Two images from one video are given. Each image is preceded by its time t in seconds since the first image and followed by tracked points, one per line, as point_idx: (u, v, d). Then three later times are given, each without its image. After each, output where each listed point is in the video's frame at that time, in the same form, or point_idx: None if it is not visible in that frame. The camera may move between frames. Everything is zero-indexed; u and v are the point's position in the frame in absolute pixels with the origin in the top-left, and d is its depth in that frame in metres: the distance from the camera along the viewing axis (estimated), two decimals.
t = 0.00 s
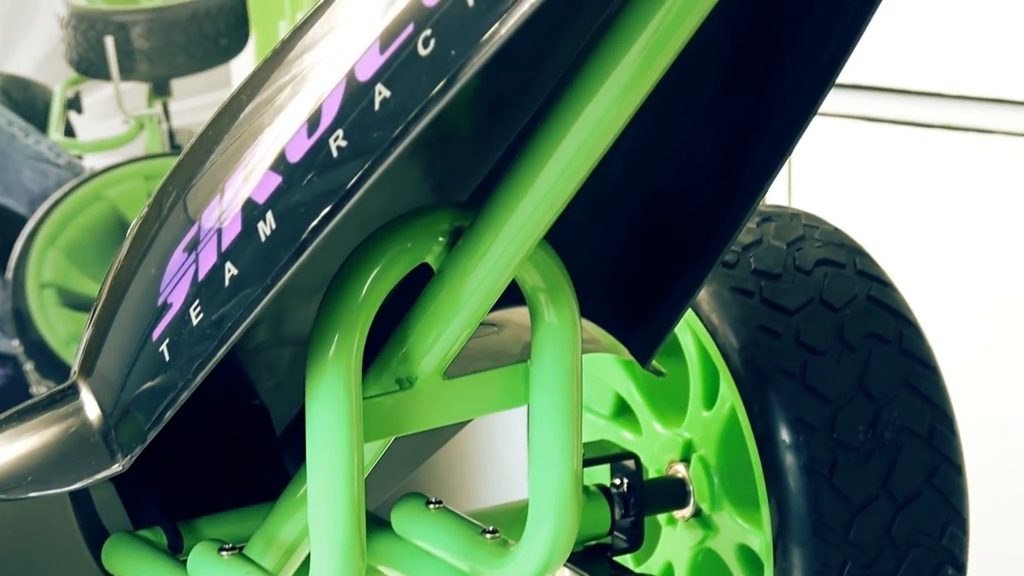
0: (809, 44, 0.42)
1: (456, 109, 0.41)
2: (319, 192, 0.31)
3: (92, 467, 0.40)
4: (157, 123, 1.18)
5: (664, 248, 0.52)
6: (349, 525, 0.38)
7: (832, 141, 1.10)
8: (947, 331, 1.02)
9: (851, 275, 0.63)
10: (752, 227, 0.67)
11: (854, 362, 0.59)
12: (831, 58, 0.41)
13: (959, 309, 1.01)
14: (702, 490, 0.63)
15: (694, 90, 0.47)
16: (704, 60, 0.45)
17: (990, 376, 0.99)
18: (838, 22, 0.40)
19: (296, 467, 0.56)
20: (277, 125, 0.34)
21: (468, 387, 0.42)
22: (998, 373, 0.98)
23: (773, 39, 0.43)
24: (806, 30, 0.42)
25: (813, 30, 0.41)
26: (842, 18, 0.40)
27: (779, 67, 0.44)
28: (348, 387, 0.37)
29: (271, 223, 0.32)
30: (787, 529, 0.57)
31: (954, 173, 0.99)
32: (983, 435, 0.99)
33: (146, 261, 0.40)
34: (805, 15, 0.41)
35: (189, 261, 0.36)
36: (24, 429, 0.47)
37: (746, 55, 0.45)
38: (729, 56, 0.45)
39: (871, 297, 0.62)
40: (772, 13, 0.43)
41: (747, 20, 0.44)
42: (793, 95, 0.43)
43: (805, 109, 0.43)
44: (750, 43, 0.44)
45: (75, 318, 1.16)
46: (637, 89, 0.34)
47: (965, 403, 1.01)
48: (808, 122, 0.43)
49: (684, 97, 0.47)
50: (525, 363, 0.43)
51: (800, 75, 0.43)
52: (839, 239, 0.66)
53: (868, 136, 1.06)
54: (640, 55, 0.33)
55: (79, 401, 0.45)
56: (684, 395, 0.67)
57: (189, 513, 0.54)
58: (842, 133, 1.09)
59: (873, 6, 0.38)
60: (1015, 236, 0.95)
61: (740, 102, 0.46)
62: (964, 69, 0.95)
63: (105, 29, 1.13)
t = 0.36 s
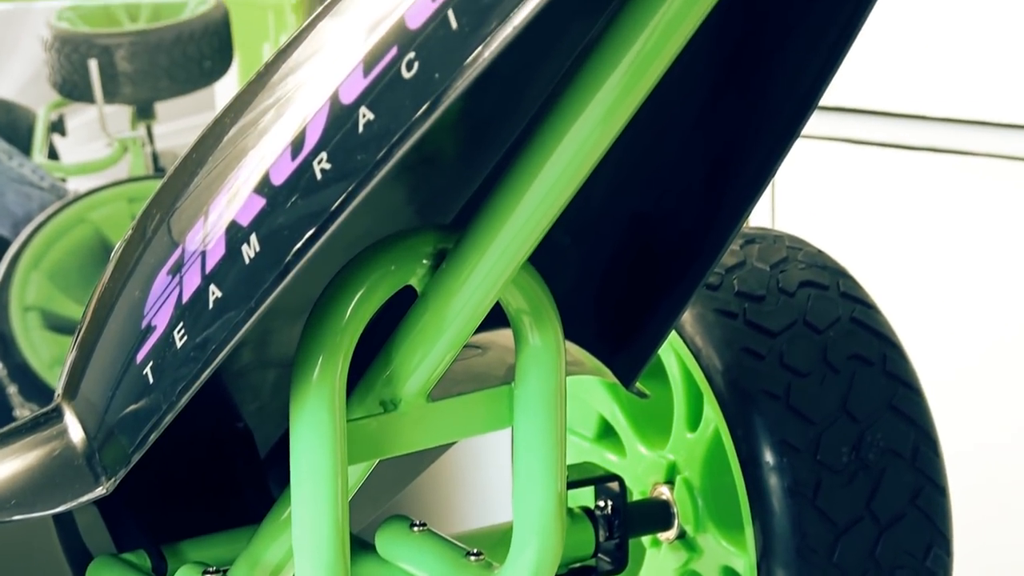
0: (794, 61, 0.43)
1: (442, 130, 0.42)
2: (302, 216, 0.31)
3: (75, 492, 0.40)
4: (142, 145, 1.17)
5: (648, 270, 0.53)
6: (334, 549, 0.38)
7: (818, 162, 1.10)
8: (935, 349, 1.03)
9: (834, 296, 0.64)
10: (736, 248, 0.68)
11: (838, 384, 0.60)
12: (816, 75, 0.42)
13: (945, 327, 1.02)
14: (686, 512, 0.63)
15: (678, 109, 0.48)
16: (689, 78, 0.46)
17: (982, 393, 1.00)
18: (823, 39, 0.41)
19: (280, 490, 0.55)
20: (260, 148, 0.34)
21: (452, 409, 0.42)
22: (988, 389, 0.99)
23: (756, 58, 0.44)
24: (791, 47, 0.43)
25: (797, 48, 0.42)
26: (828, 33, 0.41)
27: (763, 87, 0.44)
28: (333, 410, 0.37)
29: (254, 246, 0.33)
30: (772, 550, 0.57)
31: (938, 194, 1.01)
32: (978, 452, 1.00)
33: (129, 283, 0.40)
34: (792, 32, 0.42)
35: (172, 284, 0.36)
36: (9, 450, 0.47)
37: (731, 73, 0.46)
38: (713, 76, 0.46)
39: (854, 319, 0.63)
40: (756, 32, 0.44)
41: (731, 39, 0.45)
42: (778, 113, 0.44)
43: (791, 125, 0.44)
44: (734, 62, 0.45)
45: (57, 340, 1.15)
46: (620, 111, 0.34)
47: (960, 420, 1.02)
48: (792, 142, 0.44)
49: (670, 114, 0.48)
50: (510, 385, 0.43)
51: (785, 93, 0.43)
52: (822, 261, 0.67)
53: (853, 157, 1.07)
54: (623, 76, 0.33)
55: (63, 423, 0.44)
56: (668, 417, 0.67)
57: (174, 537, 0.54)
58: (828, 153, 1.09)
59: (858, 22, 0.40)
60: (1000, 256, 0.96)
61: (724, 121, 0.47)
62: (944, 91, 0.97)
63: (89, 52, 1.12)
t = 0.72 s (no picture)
0: (778, 95, 0.43)
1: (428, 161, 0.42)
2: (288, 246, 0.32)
3: (60, 524, 0.40)
4: (128, 177, 1.14)
5: (632, 301, 0.53)
6: None
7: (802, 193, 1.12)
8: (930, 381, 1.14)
9: (819, 328, 0.64)
10: (720, 280, 0.68)
11: (824, 415, 0.60)
12: (799, 108, 0.43)
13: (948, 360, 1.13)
14: (671, 544, 0.63)
15: (663, 139, 0.48)
16: (674, 109, 0.47)
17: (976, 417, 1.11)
18: (819, 45, 0.41)
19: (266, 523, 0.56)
20: (246, 180, 0.35)
21: (437, 441, 0.42)
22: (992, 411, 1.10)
23: (740, 90, 0.45)
24: (775, 80, 0.43)
25: (790, 62, 0.42)
26: (811, 67, 0.42)
27: (748, 117, 0.45)
28: (318, 442, 0.37)
29: (240, 278, 0.33)
30: None
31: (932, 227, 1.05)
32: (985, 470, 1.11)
33: (116, 315, 0.40)
34: (775, 66, 0.43)
35: (158, 316, 0.36)
36: None
37: (715, 105, 0.46)
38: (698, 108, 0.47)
39: (839, 350, 0.63)
40: (740, 66, 0.45)
41: (716, 73, 0.45)
42: (763, 145, 0.45)
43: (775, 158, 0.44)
44: (718, 94, 0.46)
45: (43, 373, 1.14)
46: (603, 141, 0.34)
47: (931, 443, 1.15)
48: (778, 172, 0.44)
49: (656, 147, 0.49)
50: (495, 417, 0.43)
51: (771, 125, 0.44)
52: (806, 293, 0.67)
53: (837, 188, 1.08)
54: (608, 109, 0.33)
55: (49, 455, 0.44)
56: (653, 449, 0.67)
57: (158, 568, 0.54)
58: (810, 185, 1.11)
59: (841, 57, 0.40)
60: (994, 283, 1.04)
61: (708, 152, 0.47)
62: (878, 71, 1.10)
63: (75, 84, 1.08)
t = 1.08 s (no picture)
0: (766, 129, 0.44)
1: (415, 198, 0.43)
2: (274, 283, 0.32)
3: (48, 560, 0.40)
4: (115, 213, 1.14)
5: (620, 336, 0.53)
6: None
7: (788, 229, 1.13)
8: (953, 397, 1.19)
9: (806, 363, 0.65)
10: (708, 314, 0.69)
11: (811, 450, 0.60)
12: (786, 144, 0.44)
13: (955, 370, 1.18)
14: None
15: (651, 174, 0.49)
16: (661, 144, 0.48)
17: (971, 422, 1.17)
18: (820, 59, 0.41)
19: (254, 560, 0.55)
20: (234, 217, 0.35)
21: (426, 475, 0.42)
22: (986, 419, 1.16)
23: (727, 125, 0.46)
24: (762, 116, 0.44)
25: (790, 76, 0.43)
26: (798, 103, 0.43)
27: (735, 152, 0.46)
28: (306, 478, 0.37)
29: (228, 313, 0.33)
30: None
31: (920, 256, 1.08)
32: (983, 473, 1.17)
33: (104, 351, 0.40)
34: (761, 104, 0.44)
35: (146, 351, 0.36)
36: None
37: (701, 141, 0.47)
38: (683, 144, 0.47)
39: (827, 386, 0.63)
40: (726, 102, 0.45)
41: (702, 109, 0.46)
42: (750, 181, 0.45)
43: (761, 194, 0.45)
44: (705, 129, 0.47)
45: (30, 410, 1.11)
46: (589, 177, 0.34)
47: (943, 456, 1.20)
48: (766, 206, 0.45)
49: (644, 179, 0.49)
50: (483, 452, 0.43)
51: (758, 161, 0.45)
52: (793, 327, 0.68)
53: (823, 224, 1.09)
54: (592, 148, 0.34)
55: (36, 490, 0.44)
56: (642, 484, 0.67)
57: None
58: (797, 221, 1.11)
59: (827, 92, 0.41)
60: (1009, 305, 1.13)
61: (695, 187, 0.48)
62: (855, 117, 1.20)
63: (62, 120, 1.07)
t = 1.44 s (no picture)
0: (753, 160, 0.45)
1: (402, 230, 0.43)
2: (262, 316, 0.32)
3: None
4: (102, 245, 1.15)
5: (607, 365, 0.54)
6: None
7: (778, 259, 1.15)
8: (947, 416, 1.24)
9: (793, 394, 0.65)
10: (695, 346, 0.69)
11: (798, 481, 0.60)
12: (772, 177, 0.44)
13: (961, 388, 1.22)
14: None
15: (637, 206, 0.50)
16: (647, 175, 0.49)
17: (969, 434, 1.22)
18: (803, 96, 0.42)
19: None
20: (222, 248, 0.35)
21: (414, 505, 0.41)
22: (979, 440, 1.22)
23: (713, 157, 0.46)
24: (747, 150, 0.45)
25: (774, 112, 0.43)
26: (783, 135, 0.43)
27: (721, 184, 0.46)
28: (292, 509, 0.37)
29: (215, 344, 0.33)
30: None
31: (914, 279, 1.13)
32: (975, 496, 1.23)
33: (92, 382, 0.40)
34: (746, 139, 0.45)
35: (133, 383, 0.36)
36: None
37: (689, 170, 0.48)
38: (671, 174, 0.48)
39: (814, 417, 0.64)
40: (711, 133, 0.46)
41: (687, 143, 0.47)
42: (737, 213, 0.46)
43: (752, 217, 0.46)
44: (691, 158, 0.47)
45: (16, 442, 1.09)
46: (575, 209, 0.35)
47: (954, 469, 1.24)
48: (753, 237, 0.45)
49: (631, 207, 0.50)
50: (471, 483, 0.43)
51: (744, 193, 0.45)
52: (780, 358, 0.68)
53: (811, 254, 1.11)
54: (575, 185, 0.34)
55: (23, 522, 0.43)
56: (628, 514, 0.66)
57: None
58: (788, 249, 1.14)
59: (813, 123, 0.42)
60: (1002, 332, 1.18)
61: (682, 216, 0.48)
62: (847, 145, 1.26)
63: (49, 152, 1.07)
